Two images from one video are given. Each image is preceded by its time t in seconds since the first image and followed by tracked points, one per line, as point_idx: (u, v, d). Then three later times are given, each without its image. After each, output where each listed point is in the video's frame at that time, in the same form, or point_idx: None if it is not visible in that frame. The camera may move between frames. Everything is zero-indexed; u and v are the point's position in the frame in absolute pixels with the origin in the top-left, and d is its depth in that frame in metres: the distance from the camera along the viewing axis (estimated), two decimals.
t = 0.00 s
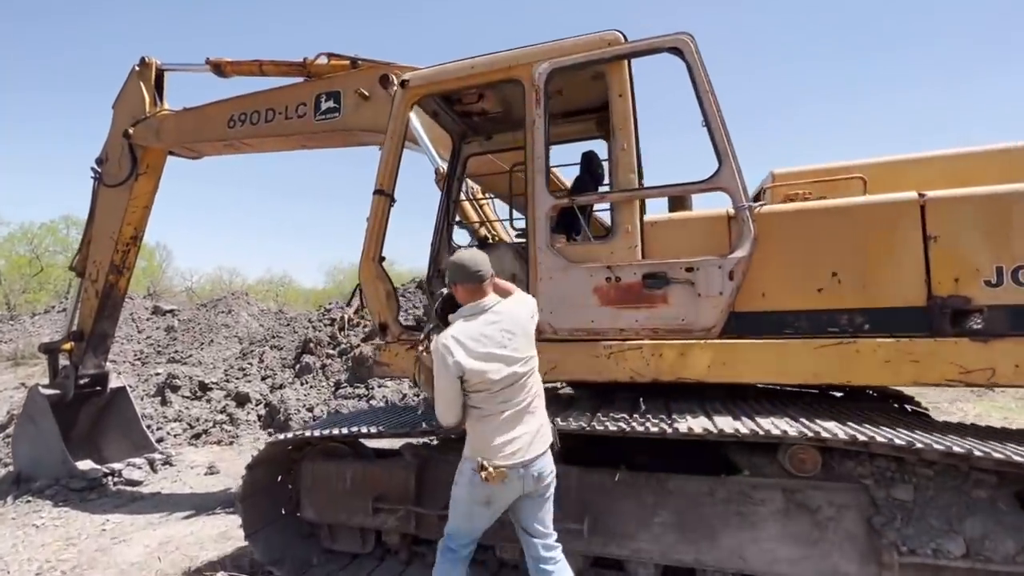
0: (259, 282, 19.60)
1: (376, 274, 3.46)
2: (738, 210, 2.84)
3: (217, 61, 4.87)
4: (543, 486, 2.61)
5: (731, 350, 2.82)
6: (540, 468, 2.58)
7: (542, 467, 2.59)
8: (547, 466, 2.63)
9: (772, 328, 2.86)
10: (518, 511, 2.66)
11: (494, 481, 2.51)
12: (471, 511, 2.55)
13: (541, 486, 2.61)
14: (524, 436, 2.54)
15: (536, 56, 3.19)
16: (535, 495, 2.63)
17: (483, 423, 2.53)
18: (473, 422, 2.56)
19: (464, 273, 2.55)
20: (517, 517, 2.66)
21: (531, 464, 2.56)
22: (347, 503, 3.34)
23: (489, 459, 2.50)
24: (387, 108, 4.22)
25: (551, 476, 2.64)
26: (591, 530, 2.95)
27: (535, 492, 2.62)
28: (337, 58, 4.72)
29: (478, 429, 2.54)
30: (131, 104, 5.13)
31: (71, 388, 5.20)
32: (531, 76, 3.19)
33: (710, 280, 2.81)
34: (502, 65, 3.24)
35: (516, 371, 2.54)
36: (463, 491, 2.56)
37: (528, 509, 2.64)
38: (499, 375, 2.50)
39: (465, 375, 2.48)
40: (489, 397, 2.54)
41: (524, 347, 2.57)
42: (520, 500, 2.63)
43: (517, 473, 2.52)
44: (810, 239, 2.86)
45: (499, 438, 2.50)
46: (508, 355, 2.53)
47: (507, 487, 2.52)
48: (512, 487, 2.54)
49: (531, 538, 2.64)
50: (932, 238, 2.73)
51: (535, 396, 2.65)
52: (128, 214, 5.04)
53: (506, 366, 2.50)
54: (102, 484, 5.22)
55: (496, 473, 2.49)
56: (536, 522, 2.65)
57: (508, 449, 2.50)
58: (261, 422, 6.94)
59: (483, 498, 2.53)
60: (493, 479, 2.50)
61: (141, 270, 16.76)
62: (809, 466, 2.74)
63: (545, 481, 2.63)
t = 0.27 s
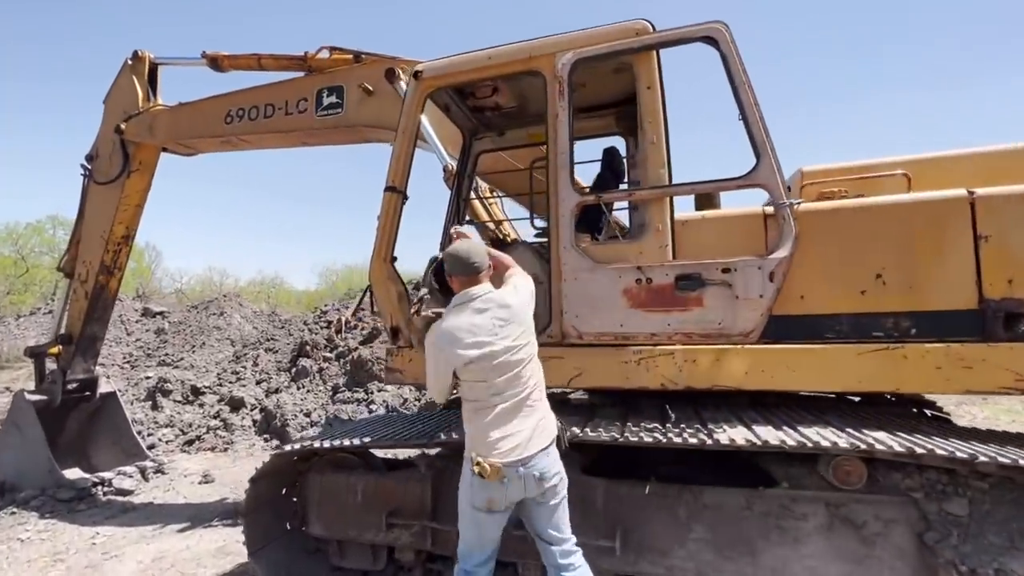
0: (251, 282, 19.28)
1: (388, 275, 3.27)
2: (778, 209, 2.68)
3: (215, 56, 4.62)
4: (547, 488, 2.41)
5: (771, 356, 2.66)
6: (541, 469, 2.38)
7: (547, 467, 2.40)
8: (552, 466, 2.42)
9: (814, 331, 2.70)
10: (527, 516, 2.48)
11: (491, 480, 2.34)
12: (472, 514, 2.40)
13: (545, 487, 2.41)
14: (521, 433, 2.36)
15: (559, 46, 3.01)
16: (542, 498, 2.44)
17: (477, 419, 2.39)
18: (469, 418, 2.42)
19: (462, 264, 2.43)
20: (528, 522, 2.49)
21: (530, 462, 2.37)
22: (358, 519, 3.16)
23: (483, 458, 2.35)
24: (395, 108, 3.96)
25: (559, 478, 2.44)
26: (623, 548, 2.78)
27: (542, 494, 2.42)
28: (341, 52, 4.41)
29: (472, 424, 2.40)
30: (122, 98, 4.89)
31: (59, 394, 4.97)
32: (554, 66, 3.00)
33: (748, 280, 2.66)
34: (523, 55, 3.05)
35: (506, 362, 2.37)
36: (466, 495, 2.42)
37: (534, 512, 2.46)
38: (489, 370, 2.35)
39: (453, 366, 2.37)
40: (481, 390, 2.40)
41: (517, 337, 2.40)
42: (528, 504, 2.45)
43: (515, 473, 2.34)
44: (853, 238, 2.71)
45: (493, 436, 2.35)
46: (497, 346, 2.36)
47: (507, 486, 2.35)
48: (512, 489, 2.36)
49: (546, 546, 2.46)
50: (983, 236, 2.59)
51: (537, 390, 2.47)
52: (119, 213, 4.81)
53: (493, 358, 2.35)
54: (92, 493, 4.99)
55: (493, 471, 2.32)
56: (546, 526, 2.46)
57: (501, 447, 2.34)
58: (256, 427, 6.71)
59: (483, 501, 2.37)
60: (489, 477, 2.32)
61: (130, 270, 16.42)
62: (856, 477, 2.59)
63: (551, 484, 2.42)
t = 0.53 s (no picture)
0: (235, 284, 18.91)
1: (392, 273, 3.12)
2: (809, 202, 2.53)
3: (202, 45, 4.34)
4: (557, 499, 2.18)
5: (803, 357, 2.52)
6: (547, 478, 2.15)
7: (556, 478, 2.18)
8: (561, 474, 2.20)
9: (846, 331, 2.55)
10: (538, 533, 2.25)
11: (493, 491, 2.13)
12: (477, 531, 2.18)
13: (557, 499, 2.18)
14: (521, 432, 2.15)
15: (574, 30, 2.85)
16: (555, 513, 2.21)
17: (473, 418, 2.20)
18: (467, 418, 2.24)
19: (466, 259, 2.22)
20: (541, 540, 2.26)
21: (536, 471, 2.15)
22: (359, 533, 2.97)
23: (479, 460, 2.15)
24: (395, 101, 3.71)
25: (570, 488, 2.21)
26: (647, 563, 2.61)
27: (553, 508, 2.19)
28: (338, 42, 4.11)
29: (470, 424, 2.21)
30: (105, 88, 4.66)
31: (35, 399, 4.73)
32: (569, 52, 2.84)
33: (779, 278, 2.51)
34: (535, 40, 2.88)
35: (502, 356, 2.18)
36: (468, 511, 2.21)
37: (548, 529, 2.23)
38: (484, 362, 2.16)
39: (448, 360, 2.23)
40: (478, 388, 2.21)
41: (514, 328, 2.20)
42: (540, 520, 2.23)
43: (520, 483, 2.12)
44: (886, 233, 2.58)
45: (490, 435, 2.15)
46: (491, 338, 2.17)
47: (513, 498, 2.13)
48: (518, 501, 2.14)
49: (563, 566, 2.23)
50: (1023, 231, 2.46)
51: (541, 388, 2.25)
52: (101, 208, 4.58)
53: (486, 350, 2.16)
54: (70, 504, 4.74)
55: (493, 481, 2.11)
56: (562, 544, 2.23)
57: (499, 447, 2.13)
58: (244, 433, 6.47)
59: (486, 516, 2.16)
60: (491, 488, 2.11)
61: (112, 271, 16.02)
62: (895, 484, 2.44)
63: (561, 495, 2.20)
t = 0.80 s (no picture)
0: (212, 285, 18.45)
1: (387, 271, 2.97)
2: (832, 196, 2.39)
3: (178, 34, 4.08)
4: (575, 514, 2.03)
5: (827, 359, 2.38)
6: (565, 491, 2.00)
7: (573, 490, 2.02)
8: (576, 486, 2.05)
9: (872, 331, 2.42)
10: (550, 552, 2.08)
11: (515, 510, 1.93)
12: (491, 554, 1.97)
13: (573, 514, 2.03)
14: (533, 444, 1.96)
15: (582, 13, 2.68)
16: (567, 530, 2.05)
17: (479, 429, 2.00)
18: (472, 431, 2.05)
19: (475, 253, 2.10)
20: (552, 560, 2.09)
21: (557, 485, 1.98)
22: (352, 551, 2.77)
23: (487, 475, 1.96)
24: (388, 91, 3.50)
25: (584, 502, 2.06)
26: None
27: (570, 524, 2.03)
28: (324, 32, 3.89)
29: (478, 435, 2.01)
30: (75, 76, 4.39)
31: None
32: (576, 37, 2.68)
33: (803, 275, 2.37)
34: (540, 24, 2.71)
35: (514, 361, 2.00)
36: (479, 536, 1.99)
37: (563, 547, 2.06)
38: (490, 368, 1.97)
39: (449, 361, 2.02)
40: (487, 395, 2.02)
41: (526, 330, 2.04)
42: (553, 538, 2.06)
43: (542, 499, 1.95)
44: (912, 228, 2.45)
45: (498, 447, 1.96)
46: (502, 341, 1.99)
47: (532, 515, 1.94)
48: (537, 519, 1.96)
49: None
50: None
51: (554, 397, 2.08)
52: (70, 203, 4.31)
53: (497, 354, 1.98)
54: (35, 519, 4.51)
55: (516, 499, 1.91)
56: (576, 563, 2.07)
57: (509, 461, 1.94)
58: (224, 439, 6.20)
59: (504, 539, 1.95)
60: (514, 507, 1.91)
61: (84, 272, 15.53)
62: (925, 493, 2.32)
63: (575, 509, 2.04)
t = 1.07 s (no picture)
0: (180, 285, 17.94)
1: (377, 269, 2.86)
2: (842, 192, 2.35)
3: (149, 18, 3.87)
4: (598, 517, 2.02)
5: (837, 358, 2.32)
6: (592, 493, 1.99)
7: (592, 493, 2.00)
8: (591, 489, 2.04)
9: (881, 330, 2.36)
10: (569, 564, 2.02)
11: (561, 523, 1.89)
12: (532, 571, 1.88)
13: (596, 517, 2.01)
14: (578, 460, 1.95)
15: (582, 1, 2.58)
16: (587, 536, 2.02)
17: (522, 444, 1.93)
18: (507, 445, 1.96)
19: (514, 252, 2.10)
20: (570, 574, 2.02)
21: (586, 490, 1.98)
22: (340, 566, 2.64)
23: (533, 491, 1.89)
24: (374, 82, 3.34)
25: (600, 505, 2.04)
26: None
27: (594, 529, 2.01)
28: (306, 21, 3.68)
29: (518, 451, 1.93)
30: (37, 64, 4.14)
31: None
32: (576, 26, 2.57)
33: (814, 273, 2.31)
34: (538, 13, 2.60)
35: (562, 375, 1.99)
36: (513, 552, 1.89)
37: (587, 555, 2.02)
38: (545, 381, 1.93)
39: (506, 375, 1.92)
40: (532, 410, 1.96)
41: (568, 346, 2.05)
42: (575, 550, 2.00)
43: (584, 510, 1.93)
44: (921, 226, 2.40)
45: (545, 462, 1.91)
46: (554, 354, 1.97)
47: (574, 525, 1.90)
48: (575, 532, 1.93)
49: None
50: None
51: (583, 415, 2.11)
52: (33, 198, 4.06)
53: (551, 368, 1.96)
54: None
55: (568, 510, 1.87)
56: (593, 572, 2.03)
57: (558, 476, 1.90)
58: (199, 446, 5.97)
59: (545, 554, 1.89)
60: (565, 517, 1.87)
61: (48, 271, 14.99)
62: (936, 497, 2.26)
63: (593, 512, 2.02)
